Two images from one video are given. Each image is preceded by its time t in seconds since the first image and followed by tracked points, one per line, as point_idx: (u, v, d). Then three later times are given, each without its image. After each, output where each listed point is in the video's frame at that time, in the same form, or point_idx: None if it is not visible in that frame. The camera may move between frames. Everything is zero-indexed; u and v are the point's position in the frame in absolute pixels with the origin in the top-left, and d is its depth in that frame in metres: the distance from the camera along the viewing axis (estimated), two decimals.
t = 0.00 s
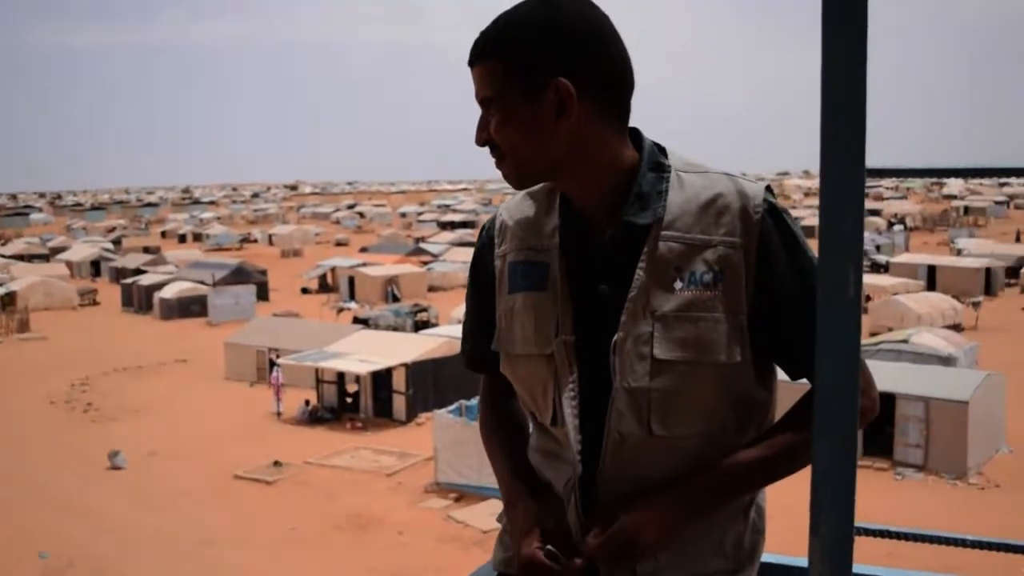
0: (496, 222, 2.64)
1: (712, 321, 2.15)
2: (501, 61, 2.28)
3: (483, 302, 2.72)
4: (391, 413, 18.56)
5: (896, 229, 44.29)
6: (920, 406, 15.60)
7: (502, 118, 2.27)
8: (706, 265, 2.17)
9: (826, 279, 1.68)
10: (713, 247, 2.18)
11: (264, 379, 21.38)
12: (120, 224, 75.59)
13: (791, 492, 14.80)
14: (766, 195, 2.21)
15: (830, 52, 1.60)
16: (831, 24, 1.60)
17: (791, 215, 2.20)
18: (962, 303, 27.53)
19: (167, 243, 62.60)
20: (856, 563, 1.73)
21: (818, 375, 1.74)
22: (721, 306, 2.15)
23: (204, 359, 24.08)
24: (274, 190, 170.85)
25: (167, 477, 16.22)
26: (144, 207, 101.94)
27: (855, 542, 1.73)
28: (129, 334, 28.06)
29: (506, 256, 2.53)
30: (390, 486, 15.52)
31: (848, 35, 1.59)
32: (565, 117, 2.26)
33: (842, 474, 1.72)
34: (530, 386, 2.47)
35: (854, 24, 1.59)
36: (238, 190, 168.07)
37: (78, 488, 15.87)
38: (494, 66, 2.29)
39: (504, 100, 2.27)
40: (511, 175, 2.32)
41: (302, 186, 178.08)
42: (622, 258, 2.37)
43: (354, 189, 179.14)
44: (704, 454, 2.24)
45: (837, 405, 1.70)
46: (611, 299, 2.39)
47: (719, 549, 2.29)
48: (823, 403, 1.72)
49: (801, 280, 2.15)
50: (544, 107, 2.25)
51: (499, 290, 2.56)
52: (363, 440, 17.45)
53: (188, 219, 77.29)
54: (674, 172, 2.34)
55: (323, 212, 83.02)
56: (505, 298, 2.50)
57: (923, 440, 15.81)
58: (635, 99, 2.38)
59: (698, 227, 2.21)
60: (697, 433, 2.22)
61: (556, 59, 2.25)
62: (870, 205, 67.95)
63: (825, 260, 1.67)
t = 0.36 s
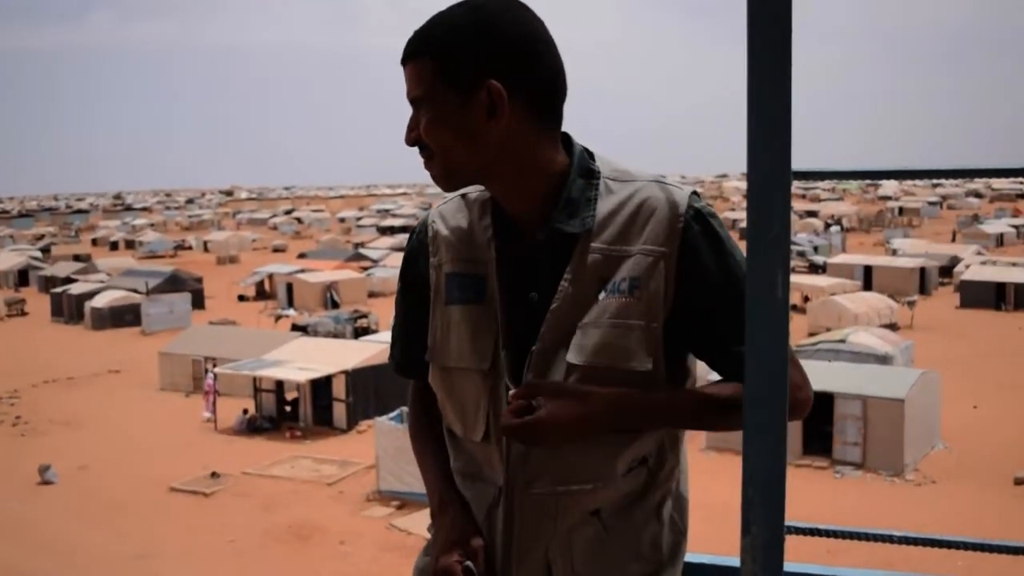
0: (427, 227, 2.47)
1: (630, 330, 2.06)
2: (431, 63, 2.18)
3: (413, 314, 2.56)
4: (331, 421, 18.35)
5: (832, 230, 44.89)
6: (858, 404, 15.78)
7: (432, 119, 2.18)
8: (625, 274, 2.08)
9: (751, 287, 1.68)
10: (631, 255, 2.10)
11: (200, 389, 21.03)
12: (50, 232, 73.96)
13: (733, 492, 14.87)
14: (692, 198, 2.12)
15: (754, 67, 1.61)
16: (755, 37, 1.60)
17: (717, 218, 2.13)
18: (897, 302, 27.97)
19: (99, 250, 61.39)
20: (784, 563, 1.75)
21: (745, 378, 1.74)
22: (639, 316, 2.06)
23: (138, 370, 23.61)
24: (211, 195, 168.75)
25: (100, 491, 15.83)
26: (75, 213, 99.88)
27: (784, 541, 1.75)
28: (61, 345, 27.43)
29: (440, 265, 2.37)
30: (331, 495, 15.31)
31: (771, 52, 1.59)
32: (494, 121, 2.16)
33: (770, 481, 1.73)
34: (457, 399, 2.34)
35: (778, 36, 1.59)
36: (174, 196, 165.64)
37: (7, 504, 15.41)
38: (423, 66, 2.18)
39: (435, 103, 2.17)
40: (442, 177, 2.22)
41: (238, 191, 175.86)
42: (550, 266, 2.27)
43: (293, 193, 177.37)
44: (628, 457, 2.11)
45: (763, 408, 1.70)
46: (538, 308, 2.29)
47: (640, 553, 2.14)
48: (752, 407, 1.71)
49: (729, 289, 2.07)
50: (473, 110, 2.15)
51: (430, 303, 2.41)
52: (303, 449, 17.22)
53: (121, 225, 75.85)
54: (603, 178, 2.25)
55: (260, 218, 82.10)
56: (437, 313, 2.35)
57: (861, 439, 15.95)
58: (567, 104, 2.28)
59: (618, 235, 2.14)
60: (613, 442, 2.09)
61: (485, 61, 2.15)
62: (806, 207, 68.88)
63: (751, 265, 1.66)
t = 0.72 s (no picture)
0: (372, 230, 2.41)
1: (578, 334, 2.05)
2: (376, 61, 2.14)
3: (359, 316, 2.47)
4: (276, 429, 18.13)
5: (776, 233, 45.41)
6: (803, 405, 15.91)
7: (374, 119, 2.13)
8: (575, 277, 2.05)
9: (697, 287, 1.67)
10: (581, 258, 2.06)
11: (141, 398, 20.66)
12: None
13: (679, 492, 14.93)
14: (637, 201, 2.11)
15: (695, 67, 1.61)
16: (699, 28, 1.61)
17: (662, 220, 2.11)
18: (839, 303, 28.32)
19: (35, 258, 60.10)
20: (730, 562, 1.70)
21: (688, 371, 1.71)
22: (587, 319, 2.05)
23: (77, 379, 23.13)
24: (152, 201, 166.30)
25: (37, 505, 15.44)
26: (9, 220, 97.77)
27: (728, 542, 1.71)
28: None
29: (382, 268, 2.28)
30: (277, 504, 15.10)
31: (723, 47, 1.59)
32: (437, 124, 2.12)
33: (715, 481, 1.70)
34: (403, 407, 2.26)
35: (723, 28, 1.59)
36: (113, 202, 162.97)
37: None
38: (369, 64, 2.14)
39: (378, 102, 2.13)
40: (382, 183, 2.17)
41: (179, 197, 173.50)
42: (495, 270, 2.19)
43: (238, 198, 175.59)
44: (590, 462, 2.12)
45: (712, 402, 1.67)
46: (486, 312, 2.20)
47: (604, 561, 2.12)
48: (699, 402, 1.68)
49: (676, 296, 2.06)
50: (415, 114, 2.11)
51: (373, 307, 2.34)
52: (247, 458, 16.99)
53: (58, 232, 74.38)
54: (549, 181, 2.21)
55: (202, 224, 81.03)
56: (381, 316, 2.26)
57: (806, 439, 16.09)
58: (513, 107, 2.25)
59: (567, 237, 2.10)
60: (568, 440, 2.09)
61: (430, 62, 2.12)
62: (750, 209, 69.64)
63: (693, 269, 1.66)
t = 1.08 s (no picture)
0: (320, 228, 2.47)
1: (532, 326, 2.17)
2: (325, 61, 2.19)
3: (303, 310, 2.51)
4: (222, 435, 17.99)
5: (721, 236, 45.95)
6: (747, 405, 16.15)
7: (323, 120, 2.18)
8: (524, 272, 2.18)
9: (645, 298, 1.75)
10: (532, 252, 2.19)
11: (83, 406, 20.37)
12: None
13: (626, 494, 15.07)
14: (582, 195, 2.24)
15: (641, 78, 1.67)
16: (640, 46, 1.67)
17: (607, 211, 2.24)
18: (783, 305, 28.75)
19: None
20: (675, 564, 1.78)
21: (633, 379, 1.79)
22: (541, 311, 2.17)
23: (17, 387, 22.73)
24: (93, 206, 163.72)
25: None
26: None
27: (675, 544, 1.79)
28: None
29: (332, 266, 2.35)
30: (223, 511, 14.98)
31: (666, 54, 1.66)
32: (384, 126, 2.17)
33: (663, 483, 1.77)
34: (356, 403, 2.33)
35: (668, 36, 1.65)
36: (54, 207, 160.19)
37: None
38: (317, 66, 2.19)
39: (325, 102, 2.18)
40: (328, 183, 2.22)
41: (121, 202, 171.02)
42: (444, 265, 2.27)
43: (183, 202, 173.67)
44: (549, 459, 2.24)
45: (652, 401, 1.75)
46: (431, 308, 2.27)
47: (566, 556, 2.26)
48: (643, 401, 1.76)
49: (627, 292, 2.18)
50: (363, 116, 2.17)
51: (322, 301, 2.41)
52: (193, 465, 16.83)
53: None
54: (493, 179, 2.30)
55: (146, 228, 80.01)
56: (331, 311, 2.33)
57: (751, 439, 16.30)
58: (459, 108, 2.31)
59: (516, 234, 2.21)
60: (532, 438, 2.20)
61: (378, 62, 2.17)
62: (695, 212, 70.38)
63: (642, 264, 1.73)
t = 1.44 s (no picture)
0: (261, 228, 2.52)
1: (474, 321, 2.26)
2: (262, 66, 2.26)
3: (246, 313, 2.56)
4: (164, 441, 17.82)
5: (663, 238, 46.43)
6: (689, 406, 16.44)
7: (258, 123, 2.24)
8: (467, 269, 2.27)
9: (586, 294, 1.92)
10: (474, 249, 2.27)
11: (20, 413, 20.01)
12: None
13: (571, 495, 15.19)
14: (519, 190, 2.32)
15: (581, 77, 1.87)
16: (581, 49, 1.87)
17: (543, 204, 2.31)
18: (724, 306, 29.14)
19: None
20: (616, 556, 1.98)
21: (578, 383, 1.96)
22: (483, 307, 2.26)
23: None
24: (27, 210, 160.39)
25: None
26: None
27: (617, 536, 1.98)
28: None
29: (274, 267, 2.43)
30: (166, 518, 14.83)
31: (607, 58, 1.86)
32: (315, 128, 2.23)
33: (604, 449, 1.95)
34: (302, 403, 2.39)
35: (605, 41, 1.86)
36: None
37: None
38: (250, 72, 2.26)
39: (261, 106, 2.25)
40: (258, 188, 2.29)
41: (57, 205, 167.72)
42: (385, 265, 2.34)
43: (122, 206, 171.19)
44: (496, 455, 2.32)
45: (589, 371, 1.93)
46: (373, 308, 2.34)
47: (513, 548, 2.34)
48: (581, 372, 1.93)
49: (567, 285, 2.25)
50: (296, 120, 2.23)
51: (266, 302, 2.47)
52: (135, 472, 16.63)
53: None
54: (430, 178, 2.38)
55: (83, 232, 78.60)
56: (276, 311, 2.40)
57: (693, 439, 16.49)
58: (397, 112, 2.38)
59: (456, 232, 2.29)
60: (480, 432, 2.29)
61: (313, 66, 2.24)
62: (638, 215, 71.05)
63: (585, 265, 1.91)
